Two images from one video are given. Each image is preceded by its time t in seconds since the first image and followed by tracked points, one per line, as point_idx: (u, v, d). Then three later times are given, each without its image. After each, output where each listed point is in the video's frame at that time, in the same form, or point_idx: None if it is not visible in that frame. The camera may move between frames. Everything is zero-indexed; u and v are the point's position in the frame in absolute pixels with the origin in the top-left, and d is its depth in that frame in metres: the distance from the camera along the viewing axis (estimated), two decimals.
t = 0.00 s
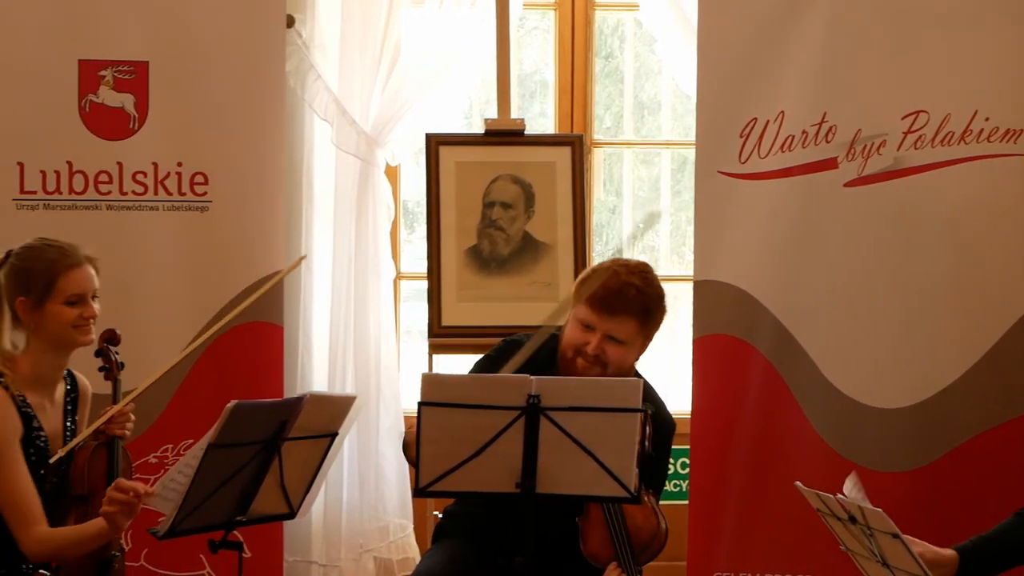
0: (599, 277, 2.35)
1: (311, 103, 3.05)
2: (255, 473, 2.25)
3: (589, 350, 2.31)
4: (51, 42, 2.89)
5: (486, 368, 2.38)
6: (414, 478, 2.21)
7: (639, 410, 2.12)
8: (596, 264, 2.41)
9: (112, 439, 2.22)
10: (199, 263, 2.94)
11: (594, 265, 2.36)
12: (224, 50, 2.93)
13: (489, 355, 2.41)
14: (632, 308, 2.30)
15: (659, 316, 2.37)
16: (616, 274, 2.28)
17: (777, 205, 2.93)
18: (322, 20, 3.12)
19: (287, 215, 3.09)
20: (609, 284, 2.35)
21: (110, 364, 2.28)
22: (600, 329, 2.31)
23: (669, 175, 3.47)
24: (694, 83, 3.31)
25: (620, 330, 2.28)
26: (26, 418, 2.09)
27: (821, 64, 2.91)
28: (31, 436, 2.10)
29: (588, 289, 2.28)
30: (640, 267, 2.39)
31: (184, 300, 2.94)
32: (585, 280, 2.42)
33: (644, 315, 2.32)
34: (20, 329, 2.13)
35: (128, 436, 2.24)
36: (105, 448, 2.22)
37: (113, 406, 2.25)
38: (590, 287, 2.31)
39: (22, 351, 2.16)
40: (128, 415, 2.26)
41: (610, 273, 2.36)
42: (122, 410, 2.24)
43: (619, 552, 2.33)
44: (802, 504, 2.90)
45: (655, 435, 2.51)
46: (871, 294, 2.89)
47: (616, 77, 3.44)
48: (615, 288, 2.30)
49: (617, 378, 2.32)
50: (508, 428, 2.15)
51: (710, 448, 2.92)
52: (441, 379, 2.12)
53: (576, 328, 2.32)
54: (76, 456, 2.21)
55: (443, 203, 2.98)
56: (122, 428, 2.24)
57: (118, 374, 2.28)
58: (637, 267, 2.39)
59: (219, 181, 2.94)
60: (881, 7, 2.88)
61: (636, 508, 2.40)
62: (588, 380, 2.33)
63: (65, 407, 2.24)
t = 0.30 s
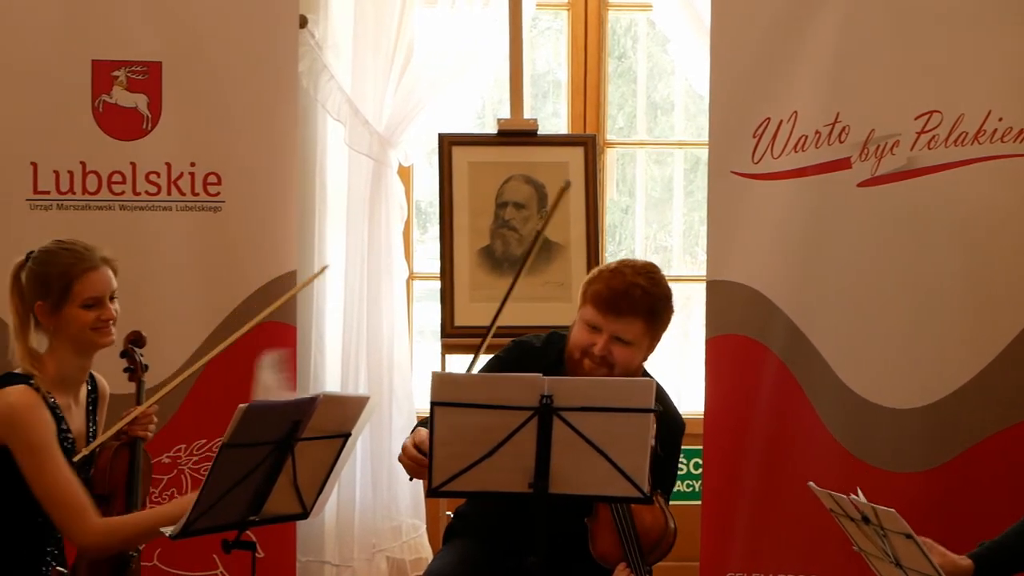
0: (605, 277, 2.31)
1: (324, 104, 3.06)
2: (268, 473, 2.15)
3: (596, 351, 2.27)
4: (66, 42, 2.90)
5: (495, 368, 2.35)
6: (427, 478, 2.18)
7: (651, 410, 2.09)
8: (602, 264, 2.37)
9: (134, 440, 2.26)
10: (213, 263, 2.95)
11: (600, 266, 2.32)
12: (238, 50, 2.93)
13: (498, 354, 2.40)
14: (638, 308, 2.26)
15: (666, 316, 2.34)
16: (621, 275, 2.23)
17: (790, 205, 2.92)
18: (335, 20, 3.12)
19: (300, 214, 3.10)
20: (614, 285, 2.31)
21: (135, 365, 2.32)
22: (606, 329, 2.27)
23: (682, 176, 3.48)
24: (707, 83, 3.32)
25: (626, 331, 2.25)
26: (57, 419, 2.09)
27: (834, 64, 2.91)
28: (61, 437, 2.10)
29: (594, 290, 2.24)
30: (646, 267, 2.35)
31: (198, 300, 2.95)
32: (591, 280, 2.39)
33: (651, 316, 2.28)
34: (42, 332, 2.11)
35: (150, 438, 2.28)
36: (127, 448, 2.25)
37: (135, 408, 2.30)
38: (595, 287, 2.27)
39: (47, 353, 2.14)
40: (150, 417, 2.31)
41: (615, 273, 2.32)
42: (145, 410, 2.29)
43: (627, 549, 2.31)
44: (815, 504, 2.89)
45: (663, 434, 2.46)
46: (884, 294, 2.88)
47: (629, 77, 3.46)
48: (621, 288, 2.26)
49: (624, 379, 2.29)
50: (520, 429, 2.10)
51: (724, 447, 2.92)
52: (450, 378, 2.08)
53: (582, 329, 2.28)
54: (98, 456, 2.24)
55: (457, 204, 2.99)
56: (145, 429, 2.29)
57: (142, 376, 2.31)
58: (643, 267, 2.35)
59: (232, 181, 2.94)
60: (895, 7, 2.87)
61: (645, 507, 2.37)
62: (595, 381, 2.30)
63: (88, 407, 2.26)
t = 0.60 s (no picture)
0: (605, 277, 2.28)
1: (336, 104, 3.07)
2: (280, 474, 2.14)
3: (597, 352, 2.24)
4: (78, 42, 2.90)
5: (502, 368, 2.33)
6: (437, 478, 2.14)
7: (663, 410, 2.06)
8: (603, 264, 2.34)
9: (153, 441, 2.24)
10: (225, 263, 2.95)
11: (600, 266, 2.29)
12: (249, 50, 2.94)
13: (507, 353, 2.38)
14: (638, 308, 2.22)
15: (669, 315, 2.29)
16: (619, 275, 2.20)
17: (802, 205, 2.92)
18: (347, 21, 3.13)
19: (312, 214, 3.11)
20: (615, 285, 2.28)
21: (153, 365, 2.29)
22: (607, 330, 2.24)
23: (693, 176, 3.49)
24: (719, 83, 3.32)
25: (625, 332, 2.21)
26: (78, 418, 2.10)
27: (846, 65, 2.91)
28: (81, 435, 2.12)
29: (592, 290, 2.21)
30: (647, 266, 2.30)
31: (210, 299, 2.95)
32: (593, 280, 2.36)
33: (652, 315, 2.24)
34: (67, 328, 2.10)
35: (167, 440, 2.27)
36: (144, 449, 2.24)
37: (154, 408, 2.28)
38: (594, 288, 2.24)
39: (70, 349, 2.14)
40: (169, 417, 2.29)
41: (615, 272, 2.28)
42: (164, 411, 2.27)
43: (634, 550, 2.27)
44: (827, 505, 2.89)
45: (669, 433, 2.41)
46: (896, 294, 2.87)
47: (641, 77, 3.47)
48: (620, 288, 2.23)
49: (627, 379, 2.26)
50: (532, 429, 2.08)
51: (736, 448, 2.93)
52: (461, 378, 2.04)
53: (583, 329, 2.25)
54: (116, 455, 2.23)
55: (469, 205, 3.00)
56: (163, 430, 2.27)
57: (160, 377, 2.29)
58: (644, 266, 2.31)
59: (243, 181, 2.95)
60: (908, 7, 2.86)
61: (651, 506, 2.33)
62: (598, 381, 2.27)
63: (107, 406, 2.27)
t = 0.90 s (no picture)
0: (610, 275, 2.26)
1: (347, 104, 3.08)
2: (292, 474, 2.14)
3: (604, 350, 2.22)
4: (89, 43, 2.91)
5: (510, 367, 2.32)
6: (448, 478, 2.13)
7: (675, 411, 2.05)
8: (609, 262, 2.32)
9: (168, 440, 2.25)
10: (236, 263, 2.95)
11: (605, 264, 2.27)
12: (261, 50, 2.94)
13: (514, 354, 2.36)
14: (643, 305, 2.20)
15: (675, 311, 2.27)
16: (623, 273, 2.18)
17: (814, 206, 2.92)
18: (358, 21, 3.14)
19: (324, 214, 3.12)
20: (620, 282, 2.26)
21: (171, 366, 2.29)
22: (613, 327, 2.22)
23: (704, 176, 3.49)
24: (730, 83, 3.32)
25: (631, 329, 2.19)
26: (89, 416, 2.09)
27: (857, 65, 2.90)
28: (93, 434, 2.11)
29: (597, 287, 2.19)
30: (652, 263, 2.28)
31: (221, 300, 2.95)
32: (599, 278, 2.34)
33: (658, 312, 2.22)
34: (86, 326, 2.10)
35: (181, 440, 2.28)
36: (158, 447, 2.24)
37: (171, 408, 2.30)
38: (599, 285, 2.22)
39: (85, 347, 2.12)
40: (185, 417, 2.32)
41: (620, 269, 2.26)
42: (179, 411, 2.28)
43: (643, 547, 2.27)
44: (838, 505, 2.89)
45: (678, 434, 2.39)
46: (906, 295, 2.86)
47: (651, 77, 3.47)
48: (625, 285, 2.20)
49: (634, 377, 2.23)
50: (544, 429, 2.07)
51: (747, 449, 2.93)
52: (473, 378, 2.04)
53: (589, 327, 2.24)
54: (131, 454, 2.21)
55: (480, 205, 3.01)
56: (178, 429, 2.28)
57: (176, 378, 2.29)
58: (650, 264, 2.28)
59: (255, 182, 2.95)
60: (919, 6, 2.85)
61: (660, 505, 2.32)
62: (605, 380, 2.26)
63: (121, 405, 2.28)
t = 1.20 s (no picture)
0: (625, 274, 2.26)
1: (360, 104, 3.08)
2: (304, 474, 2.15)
3: (619, 348, 2.22)
4: (103, 44, 2.91)
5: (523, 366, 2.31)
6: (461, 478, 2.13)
7: (688, 410, 2.05)
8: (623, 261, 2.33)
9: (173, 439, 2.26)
10: (248, 263, 2.96)
11: (620, 263, 2.27)
12: (274, 50, 2.94)
13: (526, 354, 2.34)
14: (659, 303, 2.20)
15: (690, 310, 2.28)
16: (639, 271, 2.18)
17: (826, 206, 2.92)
18: (371, 22, 3.14)
19: (336, 214, 3.12)
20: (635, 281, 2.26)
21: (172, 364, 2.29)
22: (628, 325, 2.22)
23: (717, 176, 3.49)
24: (742, 83, 3.32)
25: (646, 326, 2.19)
26: (84, 410, 2.05)
27: (870, 65, 2.89)
28: (88, 428, 2.06)
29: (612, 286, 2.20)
30: (666, 262, 2.29)
31: (233, 300, 2.95)
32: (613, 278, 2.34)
33: (673, 311, 2.22)
34: (77, 322, 2.08)
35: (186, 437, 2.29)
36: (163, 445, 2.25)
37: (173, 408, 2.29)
38: (614, 283, 2.22)
39: (76, 344, 2.10)
40: (188, 416, 2.30)
41: (635, 268, 2.27)
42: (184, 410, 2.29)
43: (658, 547, 2.24)
44: (850, 505, 2.88)
45: (691, 434, 2.38)
46: (919, 295, 2.85)
47: (664, 77, 3.48)
48: (640, 283, 2.21)
49: (649, 375, 2.24)
50: (556, 429, 2.06)
51: (760, 449, 2.95)
52: (486, 378, 2.02)
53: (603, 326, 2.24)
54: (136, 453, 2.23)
55: (492, 204, 3.01)
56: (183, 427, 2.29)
57: (177, 375, 2.29)
58: (664, 263, 2.29)
59: (267, 182, 2.95)
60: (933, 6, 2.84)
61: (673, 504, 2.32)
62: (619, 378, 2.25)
63: (117, 399, 2.24)
